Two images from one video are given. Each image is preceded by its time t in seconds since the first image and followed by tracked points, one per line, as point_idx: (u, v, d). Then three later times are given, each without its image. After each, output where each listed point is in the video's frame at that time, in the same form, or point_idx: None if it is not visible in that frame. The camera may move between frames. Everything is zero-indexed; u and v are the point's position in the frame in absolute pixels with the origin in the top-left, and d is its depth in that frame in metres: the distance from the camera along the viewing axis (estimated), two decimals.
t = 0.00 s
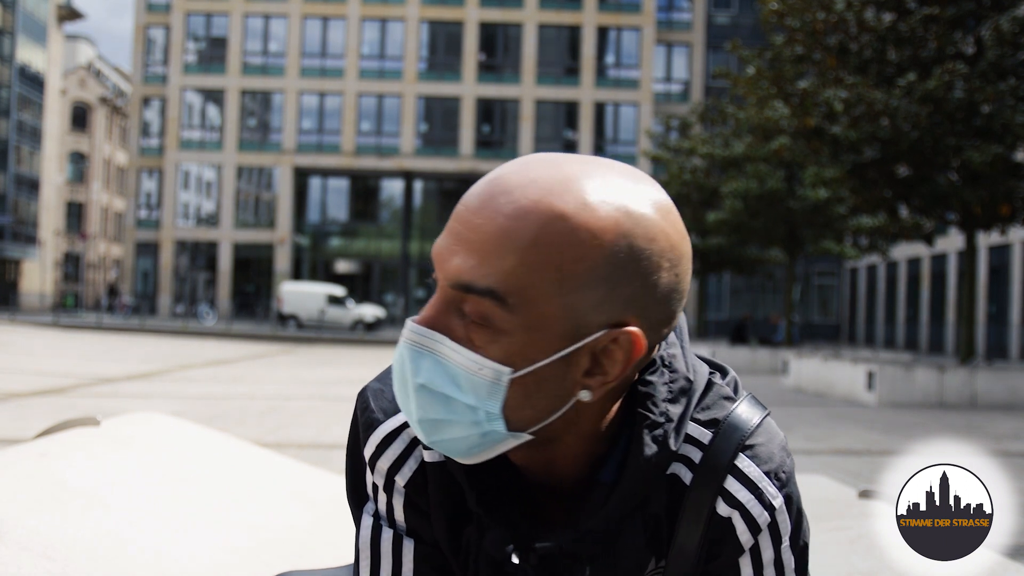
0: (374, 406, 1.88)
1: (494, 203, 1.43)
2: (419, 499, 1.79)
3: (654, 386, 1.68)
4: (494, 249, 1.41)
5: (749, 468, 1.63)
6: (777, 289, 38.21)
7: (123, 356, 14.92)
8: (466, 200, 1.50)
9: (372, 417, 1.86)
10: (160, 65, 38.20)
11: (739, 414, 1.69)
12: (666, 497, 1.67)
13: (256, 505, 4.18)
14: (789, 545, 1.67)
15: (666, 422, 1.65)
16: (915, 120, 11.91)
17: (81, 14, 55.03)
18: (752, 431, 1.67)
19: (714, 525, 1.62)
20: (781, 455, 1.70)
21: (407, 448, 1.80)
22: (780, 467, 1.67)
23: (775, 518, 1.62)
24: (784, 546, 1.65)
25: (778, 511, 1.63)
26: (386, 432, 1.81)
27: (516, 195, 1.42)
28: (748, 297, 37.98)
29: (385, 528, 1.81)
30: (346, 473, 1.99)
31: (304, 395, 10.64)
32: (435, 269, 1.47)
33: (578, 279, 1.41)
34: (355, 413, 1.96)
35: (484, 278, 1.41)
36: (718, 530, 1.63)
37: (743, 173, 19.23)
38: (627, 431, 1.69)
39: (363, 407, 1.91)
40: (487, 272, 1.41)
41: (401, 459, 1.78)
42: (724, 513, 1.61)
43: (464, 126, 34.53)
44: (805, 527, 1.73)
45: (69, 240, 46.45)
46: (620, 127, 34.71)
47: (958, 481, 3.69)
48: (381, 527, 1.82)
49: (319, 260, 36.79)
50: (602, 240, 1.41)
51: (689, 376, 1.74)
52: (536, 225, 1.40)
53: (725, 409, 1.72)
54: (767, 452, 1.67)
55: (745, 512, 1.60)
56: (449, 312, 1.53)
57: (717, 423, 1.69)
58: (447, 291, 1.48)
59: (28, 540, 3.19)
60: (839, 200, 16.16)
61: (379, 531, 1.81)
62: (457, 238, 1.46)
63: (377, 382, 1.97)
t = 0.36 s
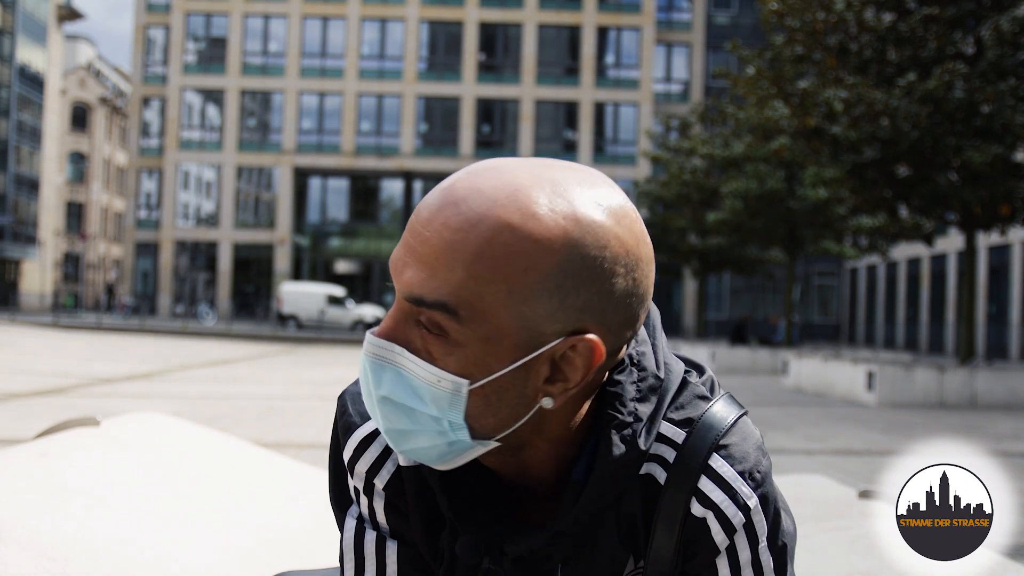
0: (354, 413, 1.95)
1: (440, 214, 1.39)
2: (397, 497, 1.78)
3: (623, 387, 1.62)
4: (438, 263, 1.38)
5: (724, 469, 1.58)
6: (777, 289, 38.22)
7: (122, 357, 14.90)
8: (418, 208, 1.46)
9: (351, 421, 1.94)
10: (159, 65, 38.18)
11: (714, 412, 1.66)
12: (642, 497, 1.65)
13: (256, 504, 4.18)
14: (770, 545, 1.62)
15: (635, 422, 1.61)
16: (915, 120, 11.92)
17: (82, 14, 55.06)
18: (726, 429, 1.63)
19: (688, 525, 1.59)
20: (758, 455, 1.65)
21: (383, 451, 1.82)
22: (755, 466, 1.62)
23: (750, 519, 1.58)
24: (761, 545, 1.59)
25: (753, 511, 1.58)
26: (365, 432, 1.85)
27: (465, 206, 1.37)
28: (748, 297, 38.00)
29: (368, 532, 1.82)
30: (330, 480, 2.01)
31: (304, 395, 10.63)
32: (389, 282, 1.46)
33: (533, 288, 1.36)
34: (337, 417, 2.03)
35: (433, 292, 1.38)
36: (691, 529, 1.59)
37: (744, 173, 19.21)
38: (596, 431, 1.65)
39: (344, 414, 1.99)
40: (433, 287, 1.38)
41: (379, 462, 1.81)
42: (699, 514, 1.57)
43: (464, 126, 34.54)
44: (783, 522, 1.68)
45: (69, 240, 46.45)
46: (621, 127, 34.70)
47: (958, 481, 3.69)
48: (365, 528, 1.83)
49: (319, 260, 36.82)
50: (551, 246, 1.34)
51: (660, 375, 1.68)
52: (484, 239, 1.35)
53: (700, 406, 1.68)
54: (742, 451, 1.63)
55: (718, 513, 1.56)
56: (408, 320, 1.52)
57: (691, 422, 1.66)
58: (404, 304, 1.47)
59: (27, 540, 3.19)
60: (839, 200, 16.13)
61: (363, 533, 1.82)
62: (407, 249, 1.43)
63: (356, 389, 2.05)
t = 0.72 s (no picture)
0: (354, 421, 2.16)
1: (514, 205, 1.77)
2: (405, 506, 2.11)
3: (627, 367, 2.06)
4: (541, 243, 1.77)
5: (741, 460, 1.97)
6: (777, 289, 38.20)
7: (124, 357, 14.91)
8: (465, 215, 1.79)
9: (353, 431, 2.14)
10: (159, 65, 38.16)
11: (728, 402, 2.03)
12: (658, 484, 2.04)
13: (258, 504, 4.19)
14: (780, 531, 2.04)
15: (645, 399, 2.05)
16: (915, 120, 11.90)
17: (81, 14, 55.01)
18: (740, 421, 2.00)
19: (712, 517, 1.98)
20: (772, 445, 2.04)
21: (387, 461, 2.08)
22: (771, 457, 2.01)
23: (768, 506, 1.97)
24: (776, 532, 2.01)
25: (771, 499, 1.97)
26: (368, 444, 2.09)
27: (519, 193, 1.78)
28: (748, 297, 38.00)
29: (374, 540, 2.14)
30: (331, 483, 2.30)
31: (306, 395, 10.65)
32: (493, 282, 1.76)
33: (597, 240, 1.86)
34: (334, 425, 2.24)
35: (549, 264, 1.77)
36: (715, 520, 1.99)
37: (744, 172, 19.17)
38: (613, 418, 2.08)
39: (343, 420, 2.19)
40: (551, 259, 1.77)
41: (383, 469, 2.08)
42: (721, 505, 1.96)
43: (464, 126, 34.53)
44: (795, 512, 2.11)
45: (69, 240, 46.44)
46: (620, 127, 34.73)
47: (959, 481, 3.98)
48: (371, 537, 2.15)
49: (319, 260, 36.78)
50: (590, 197, 1.87)
51: (663, 353, 2.13)
52: (559, 216, 1.79)
53: (714, 399, 2.07)
54: (758, 442, 2.01)
55: (740, 502, 1.95)
56: (510, 317, 1.83)
57: (704, 415, 2.04)
58: (514, 297, 1.79)
59: (27, 540, 3.19)
60: (839, 200, 16.09)
61: (370, 542, 2.14)
62: (497, 247, 1.76)
63: (351, 396, 2.22)
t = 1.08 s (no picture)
0: (355, 425, 2.15)
1: (536, 215, 1.78)
2: (407, 509, 2.12)
3: (632, 371, 2.09)
4: (562, 249, 1.78)
5: (745, 459, 1.97)
6: (777, 289, 38.22)
7: (124, 357, 14.91)
8: (484, 225, 1.78)
9: (354, 436, 2.13)
10: (159, 65, 38.15)
11: (730, 402, 2.03)
12: (661, 485, 2.05)
13: (258, 504, 4.19)
14: (783, 529, 2.03)
15: (649, 402, 2.05)
16: (915, 120, 11.90)
17: (81, 14, 55.04)
18: (744, 420, 2.00)
19: (716, 516, 1.98)
20: (774, 443, 2.03)
21: (390, 465, 2.09)
22: (774, 455, 2.01)
23: (771, 504, 1.97)
24: (779, 531, 2.01)
25: (774, 497, 1.97)
26: (369, 449, 2.09)
27: (536, 197, 1.79)
28: (748, 297, 37.99)
29: (377, 543, 2.14)
30: (331, 488, 2.30)
31: (306, 395, 10.65)
32: (519, 291, 1.76)
33: (612, 244, 1.89)
34: (334, 430, 2.23)
35: (572, 269, 1.79)
36: (719, 519, 1.99)
37: (744, 172, 19.16)
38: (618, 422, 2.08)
39: (343, 425, 2.18)
40: (574, 265, 1.79)
41: (386, 473, 2.08)
42: (725, 505, 1.96)
43: (464, 126, 34.53)
44: (797, 511, 2.11)
45: (69, 241, 46.47)
46: (620, 127, 34.75)
47: (957, 481, 3.92)
48: (374, 541, 2.15)
49: (319, 260, 36.75)
50: (602, 198, 1.91)
51: (665, 355, 2.14)
52: (577, 221, 1.81)
53: (716, 399, 2.07)
54: (760, 440, 2.01)
55: (744, 502, 1.94)
56: (534, 325, 1.84)
57: (707, 416, 2.03)
58: (539, 305, 1.80)
59: (27, 540, 3.18)
60: (839, 200, 16.11)
61: (373, 546, 2.14)
62: (520, 256, 1.76)
63: (352, 399, 2.22)
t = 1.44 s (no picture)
0: (354, 422, 2.16)
1: (515, 203, 1.79)
2: (405, 508, 2.12)
3: (626, 369, 2.10)
4: (540, 236, 1.79)
5: (741, 463, 1.97)
6: (777, 289, 38.23)
7: (123, 357, 14.89)
8: (465, 212, 1.81)
9: (353, 433, 2.15)
10: (159, 65, 38.12)
11: (727, 406, 2.03)
12: (656, 487, 2.05)
13: (259, 504, 4.19)
14: (779, 534, 2.03)
15: (643, 400, 2.06)
16: (914, 120, 11.90)
17: (81, 14, 55.00)
18: (741, 422, 2.01)
19: (711, 519, 1.98)
20: (771, 447, 2.04)
21: (389, 463, 2.10)
22: (771, 459, 2.01)
23: (768, 509, 1.98)
24: (776, 536, 2.01)
25: (770, 502, 1.98)
26: (368, 447, 2.10)
27: (519, 187, 1.81)
28: (748, 297, 37.99)
29: (374, 545, 2.14)
30: (330, 488, 2.31)
31: (307, 395, 10.65)
32: (496, 275, 1.77)
33: (594, 236, 1.90)
34: (333, 428, 2.24)
35: (550, 257, 1.79)
36: (715, 522, 1.99)
37: (744, 172, 19.15)
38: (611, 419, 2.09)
39: (342, 423, 2.19)
40: (550, 253, 1.79)
41: (385, 471, 2.09)
42: (720, 508, 1.96)
43: (464, 126, 34.54)
44: (795, 517, 2.10)
45: (69, 240, 46.44)
46: (620, 127, 34.76)
47: (958, 481, 3.92)
48: (371, 541, 2.15)
49: (319, 260, 36.75)
50: (589, 192, 1.92)
51: (661, 356, 2.15)
52: (558, 211, 1.82)
53: (714, 401, 2.07)
54: (757, 445, 2.01)
55: (740, 506, 1.95)
56: (510, 312, 1.85)
57: (704, 418, 2.03)
58: (515, 291, 1.81)
59: (28, 540, 3.19)
60: (840, 200, 16.12)
61: (370, 546, 2.14)
62: (496, 242, 1.78)
63: (351, 398, 2.23)
